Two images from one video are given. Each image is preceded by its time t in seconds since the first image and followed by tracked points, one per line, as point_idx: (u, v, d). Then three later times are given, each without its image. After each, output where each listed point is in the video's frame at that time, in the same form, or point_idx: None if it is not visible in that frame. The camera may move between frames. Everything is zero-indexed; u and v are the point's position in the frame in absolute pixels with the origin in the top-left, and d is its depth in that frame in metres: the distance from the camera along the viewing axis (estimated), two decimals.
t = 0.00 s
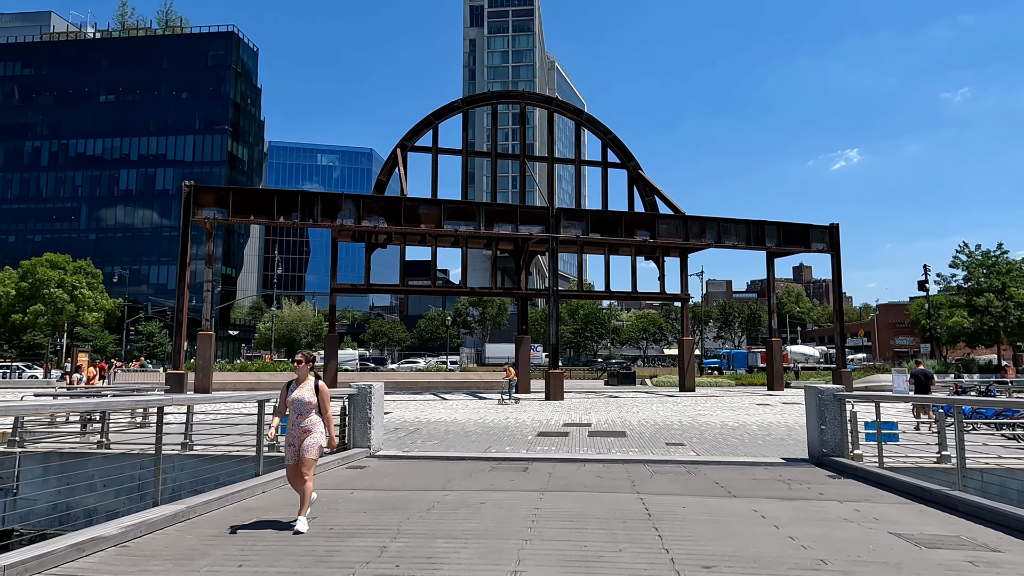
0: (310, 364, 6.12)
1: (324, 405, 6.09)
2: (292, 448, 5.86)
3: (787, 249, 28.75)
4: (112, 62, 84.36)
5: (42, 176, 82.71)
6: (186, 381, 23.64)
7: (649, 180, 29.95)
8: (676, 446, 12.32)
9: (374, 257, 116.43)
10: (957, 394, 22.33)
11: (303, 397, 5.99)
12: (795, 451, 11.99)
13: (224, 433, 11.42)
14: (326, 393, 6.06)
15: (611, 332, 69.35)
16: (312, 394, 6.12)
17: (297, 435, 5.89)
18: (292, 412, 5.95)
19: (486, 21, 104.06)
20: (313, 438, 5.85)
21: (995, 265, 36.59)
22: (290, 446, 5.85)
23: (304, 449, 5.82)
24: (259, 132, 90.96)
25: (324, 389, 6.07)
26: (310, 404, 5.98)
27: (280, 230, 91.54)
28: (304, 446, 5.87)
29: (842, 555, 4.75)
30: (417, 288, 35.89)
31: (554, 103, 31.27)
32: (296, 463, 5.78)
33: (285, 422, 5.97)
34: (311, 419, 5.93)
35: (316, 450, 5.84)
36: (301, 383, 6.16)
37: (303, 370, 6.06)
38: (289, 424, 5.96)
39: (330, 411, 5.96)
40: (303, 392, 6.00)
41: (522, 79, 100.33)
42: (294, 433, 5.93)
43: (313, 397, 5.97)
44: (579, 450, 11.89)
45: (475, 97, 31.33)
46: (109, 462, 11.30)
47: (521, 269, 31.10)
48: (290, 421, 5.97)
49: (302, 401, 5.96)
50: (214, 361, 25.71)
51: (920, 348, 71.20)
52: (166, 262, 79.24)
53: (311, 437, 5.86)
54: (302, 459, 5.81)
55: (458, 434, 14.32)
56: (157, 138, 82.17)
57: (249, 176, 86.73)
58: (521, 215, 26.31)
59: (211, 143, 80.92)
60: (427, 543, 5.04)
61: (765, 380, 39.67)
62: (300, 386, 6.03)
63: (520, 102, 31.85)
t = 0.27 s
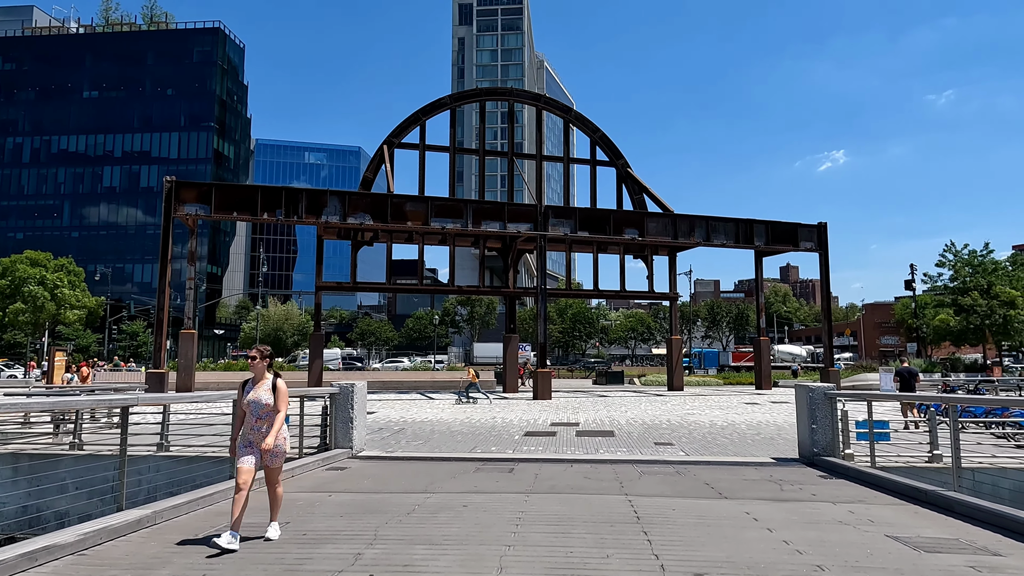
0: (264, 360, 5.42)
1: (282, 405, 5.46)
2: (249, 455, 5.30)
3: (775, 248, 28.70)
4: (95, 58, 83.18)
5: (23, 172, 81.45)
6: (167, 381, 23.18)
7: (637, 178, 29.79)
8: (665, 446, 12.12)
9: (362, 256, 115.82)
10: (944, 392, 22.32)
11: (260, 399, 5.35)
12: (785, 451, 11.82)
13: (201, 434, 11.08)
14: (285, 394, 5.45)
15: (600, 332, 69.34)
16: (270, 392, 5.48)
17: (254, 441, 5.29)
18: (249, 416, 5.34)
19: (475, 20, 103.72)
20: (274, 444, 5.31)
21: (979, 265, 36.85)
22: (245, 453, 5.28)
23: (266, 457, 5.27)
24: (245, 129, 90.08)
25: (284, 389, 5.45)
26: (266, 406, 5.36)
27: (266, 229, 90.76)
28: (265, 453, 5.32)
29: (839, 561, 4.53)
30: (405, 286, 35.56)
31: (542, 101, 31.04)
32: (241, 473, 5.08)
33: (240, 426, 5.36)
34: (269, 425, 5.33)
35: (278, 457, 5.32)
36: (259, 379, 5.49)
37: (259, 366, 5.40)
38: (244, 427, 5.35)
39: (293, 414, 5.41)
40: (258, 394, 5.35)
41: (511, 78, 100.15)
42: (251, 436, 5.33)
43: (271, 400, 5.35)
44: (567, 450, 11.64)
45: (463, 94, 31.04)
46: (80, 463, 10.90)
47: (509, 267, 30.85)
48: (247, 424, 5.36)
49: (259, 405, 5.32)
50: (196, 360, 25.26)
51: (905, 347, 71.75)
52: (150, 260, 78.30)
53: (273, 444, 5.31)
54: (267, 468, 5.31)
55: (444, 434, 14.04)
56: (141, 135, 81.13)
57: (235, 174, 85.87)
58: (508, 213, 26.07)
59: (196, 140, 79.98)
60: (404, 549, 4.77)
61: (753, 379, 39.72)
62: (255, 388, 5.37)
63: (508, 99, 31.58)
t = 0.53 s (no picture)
0: (212, 353, 4.81)
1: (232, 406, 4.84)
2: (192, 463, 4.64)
3: (766, 246, 28.61)
4: (80, 52, 82.09)
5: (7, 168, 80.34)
6: (150, 379, 22.76)
7: (628, 174, 29.61)
8: (655, 445, 11.93)
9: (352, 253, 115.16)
10: (933, 390, 22.27)
11: (206, 398, 4.70)
12: (778, 450, 11.64)
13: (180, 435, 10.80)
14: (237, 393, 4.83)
15: (590, 329, 69.24)
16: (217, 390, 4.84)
17: (198, 448, 4.65)
18: (193, 417, 4.68)
19: (465, 16, 103.20)
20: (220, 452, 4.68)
21: (968, 262, 36.91)
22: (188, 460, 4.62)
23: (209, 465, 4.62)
24: (233, 125, 89.20)
25: (235, 387, 4.82)
26: (215, 406, 4.73)
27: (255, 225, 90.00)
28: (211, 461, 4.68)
29: (839, 569, 4.32)
30: (393, 283, 35.23)
31: (532, 96, 30.78)
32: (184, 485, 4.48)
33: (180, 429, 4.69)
34: (217, 428, 4.69)
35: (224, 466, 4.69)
36: (203, 377, 4.85)
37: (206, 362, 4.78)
38: (185, 430, 4.70)
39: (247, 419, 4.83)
40: (205, 392, 4.70)
41: (502, 75, 99.79)
42: (193, 441, 4.68)
43: (220, 400, 4.72)
44: (557, 451, 11.43)
45: (453, 89, 30.72)
46: (54, 464, 10.57)
47: (498, 265, 30.57)
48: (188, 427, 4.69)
49: (206, 404, 4.67)
50: (181, 358, 24.84)
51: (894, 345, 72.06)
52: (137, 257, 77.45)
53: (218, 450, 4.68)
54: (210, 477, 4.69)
55: (431, 434, 13.80)
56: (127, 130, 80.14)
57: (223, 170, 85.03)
58: (498, 209, 25.81)
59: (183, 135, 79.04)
60: (382, 558, 4.52)
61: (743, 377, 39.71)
62: (201, 385, 4.73)
63: (497, 95, 31.27)
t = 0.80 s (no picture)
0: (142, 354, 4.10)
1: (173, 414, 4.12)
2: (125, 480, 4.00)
3: (757, 245, 28.51)
4: (66, 48, 81.07)
5: None
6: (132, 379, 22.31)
7: (619, 173, 29.42)
8: (647, 446, 11.72)
9: (342, 253, 114.54)
10: (924, 390, 22.23)
11: (135, 404, 4.04)
12: (771, 451, 11.44)
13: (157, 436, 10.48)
14: (176, 397, 4.11)
15: (580, 329, 69.11)
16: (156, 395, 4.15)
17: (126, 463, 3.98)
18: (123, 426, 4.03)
19: (456, 15, 102.83)
20: (149, 469, 3.95)
21: (958, 262, 37.01)
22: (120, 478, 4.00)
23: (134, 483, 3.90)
24: (221, 122, 88.37)
25: (171, 392, 4.09)
26: (147, 414, 4.05)
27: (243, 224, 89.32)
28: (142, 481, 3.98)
29: None
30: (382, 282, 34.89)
31: (523, 94, 30.54)
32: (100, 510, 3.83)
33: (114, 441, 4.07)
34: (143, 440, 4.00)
35: (155, 486, 3.94)
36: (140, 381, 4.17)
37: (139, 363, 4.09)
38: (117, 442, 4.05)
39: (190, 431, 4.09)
40: (134, 397, 4.04)
41: (493, 74, 99.51)
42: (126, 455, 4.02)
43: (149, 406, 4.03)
44: (547, 452, 11.18)
45: (443, 86, 30.42)
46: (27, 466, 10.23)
47: (488, 263, 30.27)
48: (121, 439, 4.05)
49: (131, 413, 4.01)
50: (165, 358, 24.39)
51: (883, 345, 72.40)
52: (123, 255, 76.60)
53: (149, 466, 3.96)
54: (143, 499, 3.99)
55: (418, 434, 13.53)
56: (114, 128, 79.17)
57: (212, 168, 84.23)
58: (488, 207, 25.55)
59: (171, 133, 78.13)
60: (359, 571, 4.23)
61: (734, 377, 39.67)
62: (129, 389, 4.07)
63: (488, 92, 30.99)
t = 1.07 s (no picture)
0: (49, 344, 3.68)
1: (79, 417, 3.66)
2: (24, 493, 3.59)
3: (750, 243, 28.32)
4: (54, 43, 80.14)
5: None
6: (115, 377, 21.85)
7: (611, 170, 29.17)
8: (639, 446, 11.47)
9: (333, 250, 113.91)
10: (917, 389, 22.12)
11: (43, 402, 3.63)
12: (765, 451, 11.20)
13: (134, 436, 10.14)
14: (84, 396, 3.66)
15: (573, 328, 68.83)
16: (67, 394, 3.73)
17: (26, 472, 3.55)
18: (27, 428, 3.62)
19: (449, 12, 102.31)
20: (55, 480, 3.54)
21: (950, 261, 36.99)
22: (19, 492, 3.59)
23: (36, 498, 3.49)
24: (211, 119, 87.57)
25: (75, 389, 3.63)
26: (52, 415, 3.63)
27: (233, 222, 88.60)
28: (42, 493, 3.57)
29: None
30: (372, 279, 34.53)
31: (515, 90, 30.25)
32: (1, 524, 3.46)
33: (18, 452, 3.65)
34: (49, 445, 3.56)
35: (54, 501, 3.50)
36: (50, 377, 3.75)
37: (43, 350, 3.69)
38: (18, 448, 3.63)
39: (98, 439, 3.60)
40: (41, 396, 3.62)
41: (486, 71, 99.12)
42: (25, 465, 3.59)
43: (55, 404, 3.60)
44: (537, 452, 10.91)
45: (434, 81, 30.09)
46: None
47: (479, 260, 29.94)
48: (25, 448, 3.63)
49: (42, 412, 3.62)
50: (150, 357, 23.96)
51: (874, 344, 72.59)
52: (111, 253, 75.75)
53: (57, 475, 3.56)
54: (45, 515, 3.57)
55: (405, 434, 13.21)
56: (102, 124, 78.30)
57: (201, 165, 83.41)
58: (479, 204, 25.23)
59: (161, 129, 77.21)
60: None
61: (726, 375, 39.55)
62: (37, 386, 3.64)
63: (480, 88, 30.66)
